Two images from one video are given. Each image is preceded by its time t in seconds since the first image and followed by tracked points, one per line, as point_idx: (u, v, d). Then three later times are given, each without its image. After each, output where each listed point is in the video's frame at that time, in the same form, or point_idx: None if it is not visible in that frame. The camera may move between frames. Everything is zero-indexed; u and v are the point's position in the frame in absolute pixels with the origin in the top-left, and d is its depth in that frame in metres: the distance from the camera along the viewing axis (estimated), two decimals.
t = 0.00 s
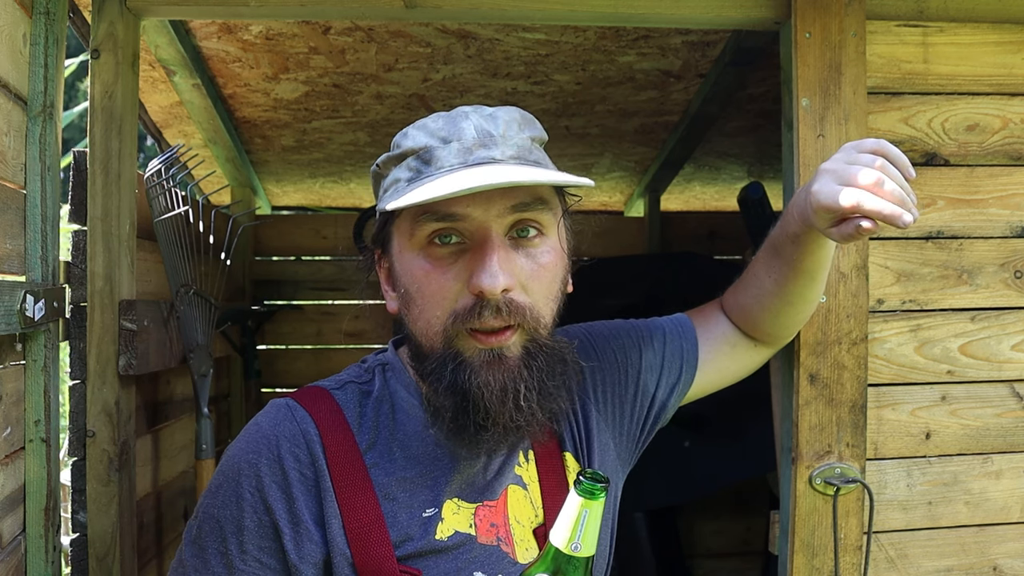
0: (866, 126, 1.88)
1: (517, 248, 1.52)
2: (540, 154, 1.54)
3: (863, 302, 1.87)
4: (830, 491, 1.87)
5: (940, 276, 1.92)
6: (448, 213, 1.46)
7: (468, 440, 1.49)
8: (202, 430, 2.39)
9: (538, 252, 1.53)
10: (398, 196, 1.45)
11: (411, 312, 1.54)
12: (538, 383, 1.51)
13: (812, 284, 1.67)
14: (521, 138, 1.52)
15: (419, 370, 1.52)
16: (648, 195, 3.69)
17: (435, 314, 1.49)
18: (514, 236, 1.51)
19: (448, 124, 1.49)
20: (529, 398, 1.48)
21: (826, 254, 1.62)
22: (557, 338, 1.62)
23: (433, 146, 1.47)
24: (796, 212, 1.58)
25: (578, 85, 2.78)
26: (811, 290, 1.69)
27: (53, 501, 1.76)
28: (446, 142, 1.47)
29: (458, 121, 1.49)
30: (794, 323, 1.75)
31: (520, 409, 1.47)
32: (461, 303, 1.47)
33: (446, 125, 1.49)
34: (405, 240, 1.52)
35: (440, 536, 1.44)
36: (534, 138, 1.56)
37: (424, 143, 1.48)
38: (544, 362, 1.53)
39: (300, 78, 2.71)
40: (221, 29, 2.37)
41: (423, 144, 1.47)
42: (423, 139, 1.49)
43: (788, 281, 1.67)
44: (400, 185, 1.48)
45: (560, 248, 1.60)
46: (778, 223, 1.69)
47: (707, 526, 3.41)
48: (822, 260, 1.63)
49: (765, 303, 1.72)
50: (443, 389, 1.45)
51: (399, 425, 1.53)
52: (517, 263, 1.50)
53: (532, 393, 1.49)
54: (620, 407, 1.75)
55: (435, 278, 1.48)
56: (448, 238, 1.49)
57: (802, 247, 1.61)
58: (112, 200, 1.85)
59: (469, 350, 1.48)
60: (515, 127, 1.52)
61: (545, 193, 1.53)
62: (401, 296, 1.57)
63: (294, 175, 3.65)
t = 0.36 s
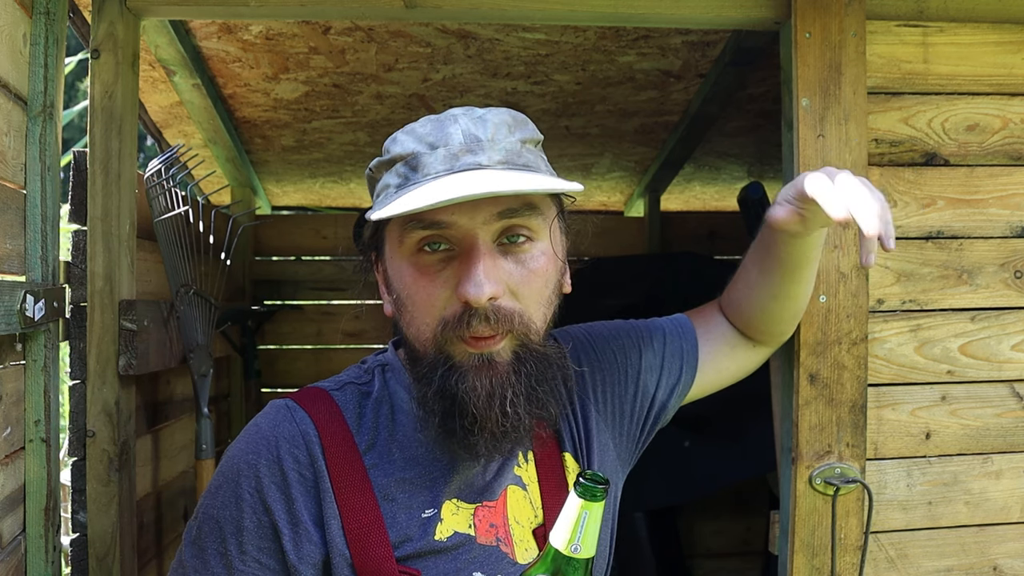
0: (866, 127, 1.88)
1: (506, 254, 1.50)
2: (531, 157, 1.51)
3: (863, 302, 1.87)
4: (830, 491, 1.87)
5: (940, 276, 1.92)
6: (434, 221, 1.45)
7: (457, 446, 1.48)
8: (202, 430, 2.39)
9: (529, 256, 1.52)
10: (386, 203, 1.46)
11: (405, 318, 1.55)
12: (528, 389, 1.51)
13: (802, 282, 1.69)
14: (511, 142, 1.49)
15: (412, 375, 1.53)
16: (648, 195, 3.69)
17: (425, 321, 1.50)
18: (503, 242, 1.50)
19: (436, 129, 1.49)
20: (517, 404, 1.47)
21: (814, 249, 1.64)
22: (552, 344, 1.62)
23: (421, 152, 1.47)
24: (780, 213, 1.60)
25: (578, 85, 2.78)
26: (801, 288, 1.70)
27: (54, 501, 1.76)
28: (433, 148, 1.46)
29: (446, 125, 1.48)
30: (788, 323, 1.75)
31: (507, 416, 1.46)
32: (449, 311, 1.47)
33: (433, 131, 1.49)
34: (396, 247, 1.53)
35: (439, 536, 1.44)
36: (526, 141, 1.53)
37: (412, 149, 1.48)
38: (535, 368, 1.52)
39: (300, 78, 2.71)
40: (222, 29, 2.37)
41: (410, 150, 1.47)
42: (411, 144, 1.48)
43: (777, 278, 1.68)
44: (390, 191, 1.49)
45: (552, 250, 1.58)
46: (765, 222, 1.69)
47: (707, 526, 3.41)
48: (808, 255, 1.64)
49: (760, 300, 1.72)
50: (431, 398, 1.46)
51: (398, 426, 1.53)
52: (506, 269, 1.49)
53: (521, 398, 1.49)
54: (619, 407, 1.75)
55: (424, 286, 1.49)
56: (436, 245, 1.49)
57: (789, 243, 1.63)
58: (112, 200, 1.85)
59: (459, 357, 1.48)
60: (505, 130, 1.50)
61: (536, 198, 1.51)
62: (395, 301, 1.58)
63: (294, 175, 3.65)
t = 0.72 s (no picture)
0: (866, 126, 1.88)
1: (507, 248, 1.51)
2: (527, 153, 1.52)
3: (863, 302, 1.87)
4: (830, 491, 1.87)
5: (940, 276, 1.92)
6: (434, 218, 1.45)
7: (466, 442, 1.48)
8: (202, 430, 2.39)
9: (529, 249, 1.53)
10: (386, 203, 1.45)
11: (407, 318, 1.54)
12: (534, 381, 1.50)
13: (801, 286, 1.69)
14: (507, 139, 1.50)
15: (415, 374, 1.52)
16: (648, 195, 3.69)
17: (428, 319, 1.49)
18: (504, 236, 1.51)
19: (432, 128, 1.48)
20: (526, 396, 1.47)
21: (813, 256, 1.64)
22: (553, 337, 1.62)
23: (418, 151, 1.46)
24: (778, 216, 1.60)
25: (578, 85, 2.79)
26: (801, 291, 1.70)
27: (54, 501, 1.76)
28: (430, 146, 1.46)
29: (442, 124, 1.48)
30: (789, 323, 1.76)
31: (517, 408, 1.46)
32: (453, 306, 1.46)
33: (429, 130, 1.49)
34: (396, 247, 1.53)
35: (438, 538, 1.44)
36: (521, 138, 1.54)
37: (409, 148, 1.47)
38: (540, 360, 1.52)
39: (300, 78, 2.71)
40: (221, 29, 2.37)
41: (408, 149, 1.47)
42: (408, 144, 1.48)
43: (778, 281, 1.68)
44: (388, 191, 1.49)
45: (551, 246, 1.59)
46: (765, 225, 1.69)
47: (707, 526, 3.41)
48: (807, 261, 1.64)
49: (761, 302, 1.72)
50: (439, 391, 1.45)
51: (398, 428, 1.53)
52: (508, 263, 1.49)
53: (529, 389, 1.48)
54: (619, 407, 1.75)
55: (426, 283, 1.49)
56: (438, 242, 1.49)
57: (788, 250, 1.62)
58: (112, 200, 1.85)
59: (464, 352, 1.47)
60: (500, 127, 1.51)
61: (533, 193, 1.51)
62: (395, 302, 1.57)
63: (294, 175, 3.65)
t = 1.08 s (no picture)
0: (866, 126, 1.88)
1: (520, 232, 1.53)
2: (521, 142, 1.56)
3: (863, 302, 1.87)
4: (830, 491, 1.87)
5: (940, 276, 1.92)
6: (449, 205, 1.46)
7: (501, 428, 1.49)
8: (203, 430, 2.39)
9: (537, 231, 1.55)
10: (396, 198, 1.44)
11: (422, 314, 1.51)
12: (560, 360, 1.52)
13: (801, 291, 1.69)
14: (503, 129, 1.54)
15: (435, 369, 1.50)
16: (648, 195, 3.69)
17: (450, 309, 1.47)
18: (514, 220, 1.52)
19: (431, 124, 1.49)
20: (558, 372, 1.51)
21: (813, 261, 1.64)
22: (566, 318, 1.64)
23: (421, 146, 1.46)
24: (790, 215, 1.59)
25: (578, 85, 2.78)
26: (802, 296, 1.70)
27: (54, 501, 1.76)
28: (432, 140, 1.47)
29: (440, 120, 1.50)
30: (790, 326, 1.75)
31: (551, 385, 1.48)
32: (476, 293, 1.46)
33: (428, 126, 1.50)
34: (408, 244, 1.51)
35: (444, 547, 1.44)
36: (513, 130, 1.58)
37: (411, 145, 1.47)
38: (560, 340, 1.55)
39: (300, 78, 2.71)
40: (222, 29, 2.37)
41: (409, 146, 1.47)
42: (408, 141, 1.48)
43: (782, 282, 1.68)
44: (393, 190, 1.47)
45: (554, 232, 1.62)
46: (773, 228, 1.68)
47: (708, 526, 3.41)
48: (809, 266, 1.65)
49: (766, 304, 1.72)
50: (472, 377, 1.44)
51: (405, 434, 1.52)
52: (524, 243, 1.50)
53: (557, 367, 1.50)
54: (621, 408, 1.76)
55: (445, 273, 1.47)
56: (451, 233, 1.49)
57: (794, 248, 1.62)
58: (112, 200, 1.85)
59: (491, 337, 1.46)
60: (495, 119, 1.54)
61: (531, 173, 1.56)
62: (405, 301, 1.55)
63: (294, 175, 3.65)
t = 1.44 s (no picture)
0: (866, 127, 1.88)
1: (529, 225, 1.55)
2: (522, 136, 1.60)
3: (863, 302, 1.87)
4: (830, 491, 1.87)
5: (940, 276, 1.92)
6: (464, 198, 1.46)
7: (518, 417, 1.50)
8: (203, 430, 2.39)
9: (544, 223, 1.57)
10: (409, 192, 1.45)
11: (434, 306, 1.51)
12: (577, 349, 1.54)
13: (800, 291, 1.69)
14: (506, 123, 1.57)
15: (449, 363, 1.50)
16: (648, 195, 3.69)
17: (466, 300, 1.48)
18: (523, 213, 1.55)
19: (438, 117, 1.51)
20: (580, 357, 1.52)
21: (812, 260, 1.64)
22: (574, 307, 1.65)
23: (431, 139, 1.48)
24: (790, 215, 1.59)
25: (578, 85, 2.79)
26: (802, 295, 1.70)
27: (54, 501, 1.76)
28: (442, 133, 1.48)
29: (446, 113, 1.52)
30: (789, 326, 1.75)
31: (574, 371, 1.50)
32: (492, 283, 1.47)
33: (435, 119, 1.51)
34: (419, 237, 1.51)
35: (447, 541, 1.43)
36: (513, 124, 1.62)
37: (420, 138, 1.48)
38: (573, 328, 1.57)
39: (300, 78, 2.71)
40: (222, 29, 2.37)
41: (419, 138, 1.48)
42: (417, 134, 1.49)
43: (782, 283, 1.68)
44: (403, 183, 1.48)
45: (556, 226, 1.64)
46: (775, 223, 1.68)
47: (708, 526, 3.41)
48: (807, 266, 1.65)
49: (766, 304, 1.71)
50: (493, 366, 1.45)
51: (404, 430, 1.52)
52: (536, 234, 1.52)
53: (577, 355, 1.52)
54: (622, 404, 1.76)
55: (462, 264, 1.47)
56: (465, 226, 1.49)
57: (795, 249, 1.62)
58: (112, 200, 1.85)
59: (507, 328, 1.47)
60: (498, 113, 1.58)
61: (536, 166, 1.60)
62: (415, 294, 1.55)
63: (294, 175, 3.65)
